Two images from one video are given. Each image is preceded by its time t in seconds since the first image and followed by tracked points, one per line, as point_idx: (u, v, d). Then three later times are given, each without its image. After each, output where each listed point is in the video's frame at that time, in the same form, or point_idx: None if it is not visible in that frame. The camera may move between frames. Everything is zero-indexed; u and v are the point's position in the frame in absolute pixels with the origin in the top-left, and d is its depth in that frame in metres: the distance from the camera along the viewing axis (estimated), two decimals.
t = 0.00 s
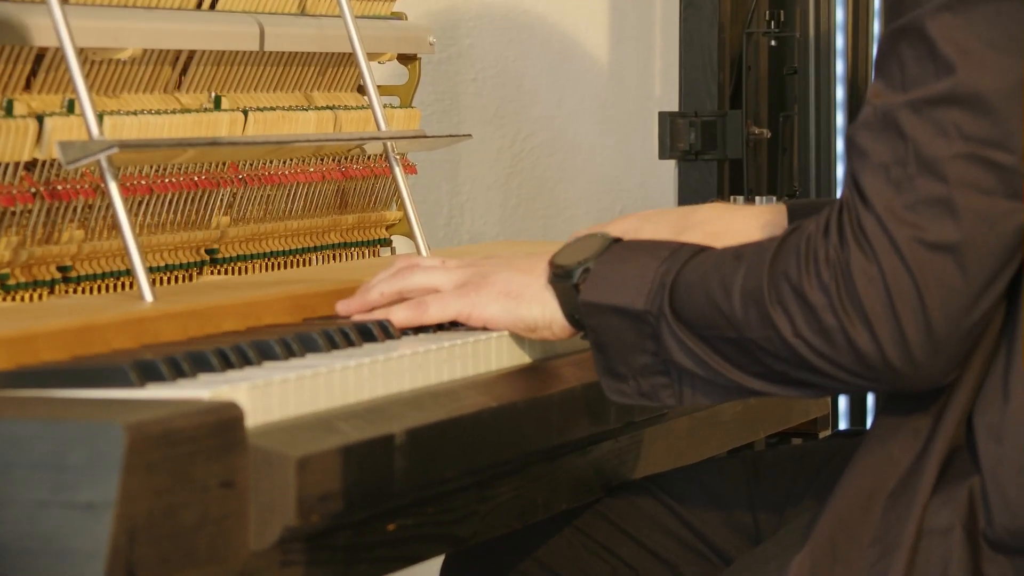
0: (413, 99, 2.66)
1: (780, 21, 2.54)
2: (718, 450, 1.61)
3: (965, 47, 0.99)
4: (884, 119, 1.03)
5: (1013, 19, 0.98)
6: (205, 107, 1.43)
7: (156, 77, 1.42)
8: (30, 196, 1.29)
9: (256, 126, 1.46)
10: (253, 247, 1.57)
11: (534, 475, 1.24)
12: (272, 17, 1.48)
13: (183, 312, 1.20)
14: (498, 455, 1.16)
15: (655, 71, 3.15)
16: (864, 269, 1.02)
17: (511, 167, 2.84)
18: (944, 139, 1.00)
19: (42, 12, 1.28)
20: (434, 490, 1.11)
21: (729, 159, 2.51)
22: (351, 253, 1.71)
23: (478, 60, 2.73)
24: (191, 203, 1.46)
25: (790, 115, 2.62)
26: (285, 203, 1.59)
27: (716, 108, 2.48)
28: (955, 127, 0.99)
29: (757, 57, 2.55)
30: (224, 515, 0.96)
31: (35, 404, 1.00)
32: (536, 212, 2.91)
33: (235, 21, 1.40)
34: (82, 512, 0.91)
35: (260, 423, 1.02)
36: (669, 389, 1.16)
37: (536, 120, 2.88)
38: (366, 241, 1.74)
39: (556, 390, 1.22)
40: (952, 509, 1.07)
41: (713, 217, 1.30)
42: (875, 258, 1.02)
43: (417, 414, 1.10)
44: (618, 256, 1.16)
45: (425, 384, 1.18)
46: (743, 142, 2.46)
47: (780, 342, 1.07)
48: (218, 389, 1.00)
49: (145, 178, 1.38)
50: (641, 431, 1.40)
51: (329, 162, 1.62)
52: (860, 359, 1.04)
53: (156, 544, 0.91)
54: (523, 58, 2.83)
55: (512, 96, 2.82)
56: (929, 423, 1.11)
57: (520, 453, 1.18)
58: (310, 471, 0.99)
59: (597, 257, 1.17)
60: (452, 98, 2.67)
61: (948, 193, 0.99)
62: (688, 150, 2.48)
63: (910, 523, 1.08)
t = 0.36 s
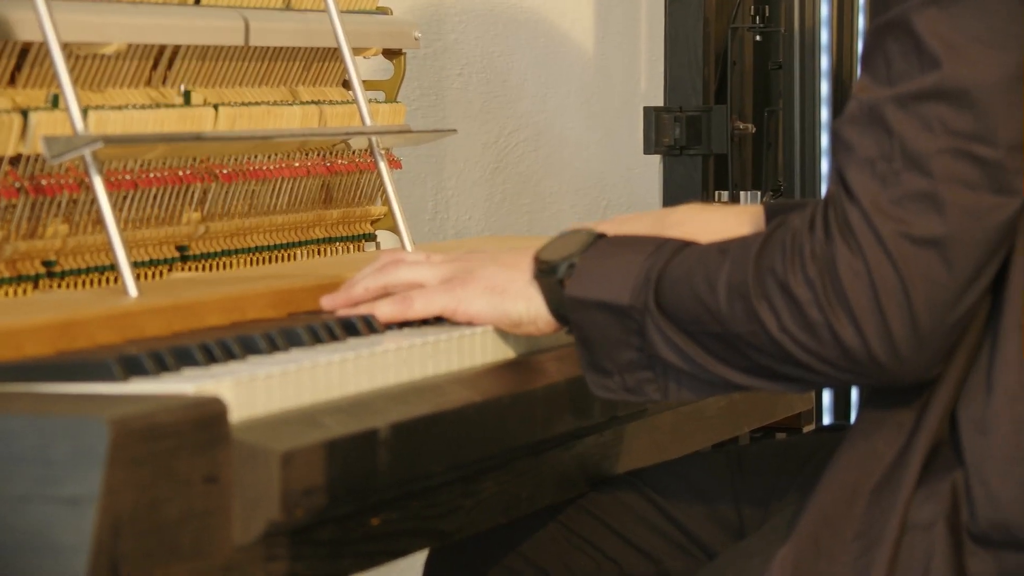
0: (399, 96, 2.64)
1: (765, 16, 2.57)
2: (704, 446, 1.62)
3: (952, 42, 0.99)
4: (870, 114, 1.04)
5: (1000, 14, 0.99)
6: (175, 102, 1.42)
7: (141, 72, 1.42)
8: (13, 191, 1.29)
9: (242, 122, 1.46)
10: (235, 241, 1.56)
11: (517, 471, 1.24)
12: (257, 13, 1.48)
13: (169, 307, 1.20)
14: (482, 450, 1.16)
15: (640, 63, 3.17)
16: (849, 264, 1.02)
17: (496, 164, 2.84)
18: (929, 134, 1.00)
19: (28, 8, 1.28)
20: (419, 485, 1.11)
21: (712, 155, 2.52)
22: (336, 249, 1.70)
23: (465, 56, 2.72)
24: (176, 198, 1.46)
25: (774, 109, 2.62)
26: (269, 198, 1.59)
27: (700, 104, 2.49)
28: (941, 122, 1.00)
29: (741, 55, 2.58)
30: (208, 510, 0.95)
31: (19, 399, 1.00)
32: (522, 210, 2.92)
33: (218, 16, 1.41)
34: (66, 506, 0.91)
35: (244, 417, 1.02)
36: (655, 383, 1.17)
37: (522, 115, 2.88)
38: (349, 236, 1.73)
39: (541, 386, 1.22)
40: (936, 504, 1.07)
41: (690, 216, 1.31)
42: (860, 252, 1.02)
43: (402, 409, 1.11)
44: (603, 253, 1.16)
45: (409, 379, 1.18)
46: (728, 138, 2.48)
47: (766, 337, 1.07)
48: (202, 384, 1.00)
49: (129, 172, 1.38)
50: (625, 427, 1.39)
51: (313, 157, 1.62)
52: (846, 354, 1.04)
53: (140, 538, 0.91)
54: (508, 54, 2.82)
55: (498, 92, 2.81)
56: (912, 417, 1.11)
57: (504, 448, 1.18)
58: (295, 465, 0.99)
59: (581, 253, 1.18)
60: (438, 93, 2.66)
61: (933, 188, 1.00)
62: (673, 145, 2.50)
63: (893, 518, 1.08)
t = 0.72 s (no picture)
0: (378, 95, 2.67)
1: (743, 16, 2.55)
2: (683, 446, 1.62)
3: (932, 45, 0.99)
4: (848, 115, 1.04)
5: (981, 16, 0.99)
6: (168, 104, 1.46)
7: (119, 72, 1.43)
8: None
9: (222, 122, 1.48)
10: (214, 241, 1.57)
11: (493, 470, 1.24)
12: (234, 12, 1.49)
13: (146, 307, 1.20)
14: (458, 451, 1.15)
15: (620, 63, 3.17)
16: (829, 265, 1.02)
17: (474, 163, 2.85)
18: (908, 135, 1.00)
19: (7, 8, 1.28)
20: (395, 485, 1.11)
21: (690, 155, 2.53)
22: (314, 250, 1.70)
23: (443, 55, 2.74)
24: (153, 198, 1.47)
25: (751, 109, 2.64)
26: (247, 197, 1.59)
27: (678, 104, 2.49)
28: (920, 123, 1.00)
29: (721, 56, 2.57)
30: (185, 510, 0.95)
31: None
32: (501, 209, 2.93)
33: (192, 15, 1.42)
34: (41, 506, 0.91)
35: (221, 417, 1.02)
36: (634, 383, 1.17)
37: (499, 114, 2.89)
38: (326, 236, 1.73)
39: (520, 386, 1.22)
40: (912, 503, 1.07)
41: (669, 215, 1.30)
42: (839, 253, 1.02)
43: (380, 409, 1.10)
44: (585, 251, 1.16)
45: (386, 379, 1.18)
46: (706, 137, 2.49)
47: (745, 338, 1.07)
48: (178, 384, 0.99)
49: (106, 173, 1.39)
50: (602, 427, 1.39)
51: (291, 158, 1.61)
52: (824, 354, 1.04)
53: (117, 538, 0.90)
54: (487, 54, 2.84)
55: (476, 91, 2.83)
56: (890, 418, 1.12)
57: (481, 448, 1.18)
58: (272, 465, 0.98)
59: (558, 254, 1.17)
60: (415, 93, 2.69)
61: (912, 190, 1.00)
62: (651, 146, 2.50)
63: (870, 517, 1.08)
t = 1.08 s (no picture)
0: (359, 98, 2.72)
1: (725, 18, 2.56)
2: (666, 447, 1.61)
3: (925, 55, 0.93)
4: (845, 120, 0.96)
5: (974, 19, 0.92)
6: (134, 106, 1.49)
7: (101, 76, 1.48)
8: None
9: (201, 125, 1.52)
10: (196, 245, 1.60)
11: (475, 472, 1.24)
12: (217, 15, 1.52)
13: (129, 310, 1.19)
14: (440, 454, 1.15)
15: (603, 60, 3.08)
16: (834, 273, 0.94)
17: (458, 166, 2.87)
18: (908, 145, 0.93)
19: None
20: (377, 488, 1.10)
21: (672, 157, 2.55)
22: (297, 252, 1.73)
23: (426, 58, 2.78)
24: (136, 201, 1.51)
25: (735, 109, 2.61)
26: (229, 200, 1.63)
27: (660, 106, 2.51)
28: (921, 132, 0.93)
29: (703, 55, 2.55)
30: (168, 513, 0.95)
31: None
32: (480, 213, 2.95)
33: (174, 18, 1.45)
34: (24, 509, 0.90)
35: (203, 421, 1.01)
36: (638, 339, 1.09)
37: (479, 117, 2.91)
38: (310, 239, 1.75)
39: (503, 388, 1.22)
40: (897, 503, 1.04)
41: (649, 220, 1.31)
42: (844, 260, 0.94)
43: (363, 411, 1.10)
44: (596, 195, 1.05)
45: (370, 381, 1.17)
46: (689, 138, 2.50)
47: (747, 331, 1.00)
48: (160, 387, 0.98)
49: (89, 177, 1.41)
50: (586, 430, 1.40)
51: (274, 160, 1.63)
52: (829, 360, 0.97)
53: (100, 541, 0.90)
54: (472, 56, 2.86)
55: (456, 94, 2.85)
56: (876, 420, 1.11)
57: (463, 451, 1.17)
58: (255, 466, 0.98)
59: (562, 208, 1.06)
60: (397, 95, 2.74)
61: (913, 199, 0.93)
62: (634, 147, 2.51)
63: (854, 517, 1.05)
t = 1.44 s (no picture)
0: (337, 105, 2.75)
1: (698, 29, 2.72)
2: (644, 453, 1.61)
3: (916, 72, 0.90)
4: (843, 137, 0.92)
5: (964, 34, 0.89)
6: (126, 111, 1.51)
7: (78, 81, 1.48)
8: None
9: (177, 131, 1.53)
10: (173, 250, 1.61)
11: (452, 478, 1.23)
12: (196, 22, 1.55)
13: (106, 316, 1.19)
14: (416, 459, 1.15)
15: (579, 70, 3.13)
16: (842, 284, 0.91)
17: (434, 170, 2.92)
18: (910, 162, 0.89)
19: None
20: (354, 493, 1.10)
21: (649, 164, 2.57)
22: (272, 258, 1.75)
23: (402, 65, 2.81)
24: (112, 207, 1.51)
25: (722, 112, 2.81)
26: (206, 207, 1.63)
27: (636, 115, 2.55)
28: (918, 149, 0.89)
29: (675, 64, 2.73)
30: (144, 519, 0.94)
31: None
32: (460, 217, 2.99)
33: (153, 24, 1.47)
34: None
35: (179, 427, 1.01)
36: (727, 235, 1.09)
37: (455, 122, 2.95)
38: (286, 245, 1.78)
39: (480, 393, 1.22)
40: (873, 508, 1.01)
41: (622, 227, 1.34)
42: (847, 276, 0.91)
43: (338, 418, 1.10)
44: (711, 74, 1.02)
45: (346, 386, 1.17)
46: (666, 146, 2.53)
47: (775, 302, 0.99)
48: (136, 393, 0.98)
49: (65, 183, 1.41)
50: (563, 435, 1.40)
51: (251, 166, 1.64)
52: (836, 362, 0.95)
53: (75, 547, 0.90)
54: (445, 60, 2.91)
55: (433, 100, 2.89)
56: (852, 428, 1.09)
57: (439, 457, 1.17)
58: (230, 472, 0.98)
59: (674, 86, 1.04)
60: (374, 101, 2.76)
61: (917, 217, 0.89)
62: (611, 153, 2.56)
63: (828, 523, 1.01)
